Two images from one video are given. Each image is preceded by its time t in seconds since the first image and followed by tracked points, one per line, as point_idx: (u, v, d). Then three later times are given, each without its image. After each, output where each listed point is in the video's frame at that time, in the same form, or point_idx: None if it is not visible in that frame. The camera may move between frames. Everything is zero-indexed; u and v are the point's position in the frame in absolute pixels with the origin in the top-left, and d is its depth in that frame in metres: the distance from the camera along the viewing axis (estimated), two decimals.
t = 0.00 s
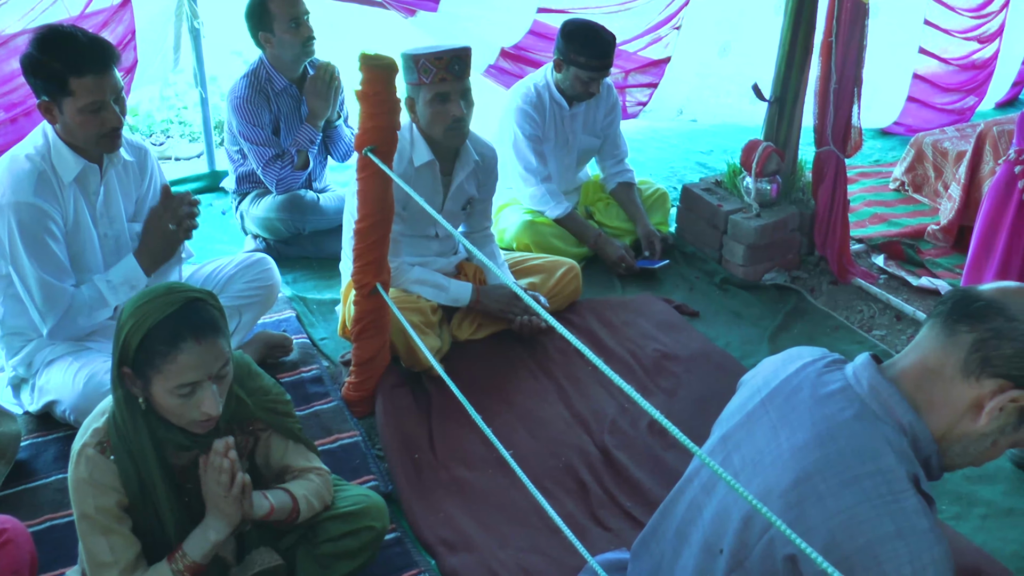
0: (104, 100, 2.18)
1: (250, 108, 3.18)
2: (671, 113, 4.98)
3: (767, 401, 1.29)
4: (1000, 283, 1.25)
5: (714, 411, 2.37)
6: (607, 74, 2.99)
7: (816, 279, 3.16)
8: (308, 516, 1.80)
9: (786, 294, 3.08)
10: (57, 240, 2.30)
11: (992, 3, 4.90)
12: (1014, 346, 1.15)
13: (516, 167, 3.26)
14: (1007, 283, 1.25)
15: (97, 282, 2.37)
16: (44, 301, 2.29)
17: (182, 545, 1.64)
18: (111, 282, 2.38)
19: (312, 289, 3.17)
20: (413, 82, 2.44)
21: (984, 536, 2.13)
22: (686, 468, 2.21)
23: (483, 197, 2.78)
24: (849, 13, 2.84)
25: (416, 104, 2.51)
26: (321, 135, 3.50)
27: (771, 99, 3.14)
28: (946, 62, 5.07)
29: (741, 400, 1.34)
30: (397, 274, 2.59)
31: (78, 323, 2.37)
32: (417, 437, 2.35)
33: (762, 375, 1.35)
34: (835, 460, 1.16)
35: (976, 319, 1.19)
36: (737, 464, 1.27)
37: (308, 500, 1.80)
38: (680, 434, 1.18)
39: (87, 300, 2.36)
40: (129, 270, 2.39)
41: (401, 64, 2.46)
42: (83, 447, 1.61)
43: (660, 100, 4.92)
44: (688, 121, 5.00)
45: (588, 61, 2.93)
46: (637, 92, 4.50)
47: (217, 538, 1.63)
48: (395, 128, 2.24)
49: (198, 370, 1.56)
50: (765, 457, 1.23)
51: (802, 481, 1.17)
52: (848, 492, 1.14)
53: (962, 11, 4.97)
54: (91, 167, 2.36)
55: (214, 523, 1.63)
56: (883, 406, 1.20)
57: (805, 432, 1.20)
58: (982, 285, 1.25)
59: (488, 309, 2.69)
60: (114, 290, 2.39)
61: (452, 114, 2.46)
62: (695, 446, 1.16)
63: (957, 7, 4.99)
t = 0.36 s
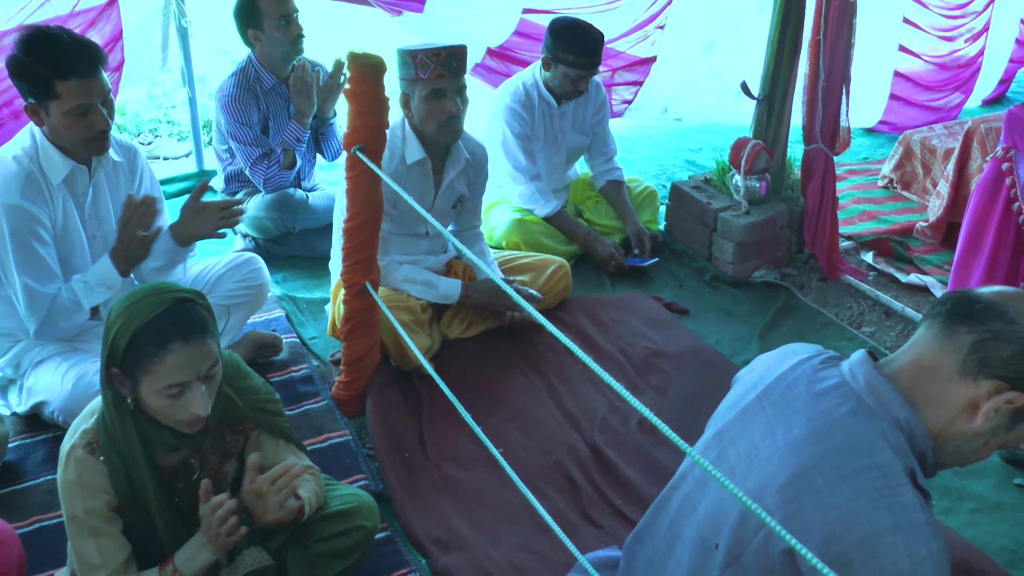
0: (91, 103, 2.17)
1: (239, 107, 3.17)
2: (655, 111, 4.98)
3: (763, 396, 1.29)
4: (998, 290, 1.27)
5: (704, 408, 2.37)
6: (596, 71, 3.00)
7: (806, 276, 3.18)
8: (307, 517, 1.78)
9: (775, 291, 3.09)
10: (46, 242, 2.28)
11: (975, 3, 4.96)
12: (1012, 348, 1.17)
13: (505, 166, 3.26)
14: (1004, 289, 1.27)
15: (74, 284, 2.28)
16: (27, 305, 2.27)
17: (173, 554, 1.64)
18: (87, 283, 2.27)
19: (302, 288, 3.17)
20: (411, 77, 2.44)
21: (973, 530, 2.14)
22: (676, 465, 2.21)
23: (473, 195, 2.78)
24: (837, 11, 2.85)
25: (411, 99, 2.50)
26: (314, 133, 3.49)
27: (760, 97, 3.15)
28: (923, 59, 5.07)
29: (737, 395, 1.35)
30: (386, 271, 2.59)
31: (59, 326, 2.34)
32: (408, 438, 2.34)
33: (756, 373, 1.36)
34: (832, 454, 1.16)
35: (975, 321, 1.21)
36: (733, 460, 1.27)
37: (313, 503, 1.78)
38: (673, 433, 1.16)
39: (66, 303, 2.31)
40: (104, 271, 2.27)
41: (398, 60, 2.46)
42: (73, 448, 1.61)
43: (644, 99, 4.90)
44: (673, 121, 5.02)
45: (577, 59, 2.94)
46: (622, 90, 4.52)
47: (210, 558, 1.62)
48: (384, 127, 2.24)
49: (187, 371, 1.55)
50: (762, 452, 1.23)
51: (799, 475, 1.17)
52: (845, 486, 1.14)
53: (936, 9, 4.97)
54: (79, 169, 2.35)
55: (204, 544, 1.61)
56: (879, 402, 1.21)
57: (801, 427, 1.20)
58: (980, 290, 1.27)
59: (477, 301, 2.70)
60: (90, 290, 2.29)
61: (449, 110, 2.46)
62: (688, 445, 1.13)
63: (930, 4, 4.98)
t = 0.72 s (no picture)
0: (87, 99, 2.16)
1: (233, 106, 3.17)
2: (647, 110, 4.98)
3: (767, 394, 1.29)
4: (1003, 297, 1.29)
5: (698, 408, 2.38)
6: (590, 71, 3.00)
7: (799, 275, 3.19)
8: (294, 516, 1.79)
9: (769, 290, 3.10)
10: (39, 243, 2.28)
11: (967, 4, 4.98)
12: (1018, 354, 1.18)
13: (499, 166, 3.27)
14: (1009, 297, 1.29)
15: (80, 286, 2.35)
16: (26, 304, 2.28)
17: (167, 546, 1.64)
18: (94, 285, 2.37)
19: (296, 287, 3.17)
20: (413, 74, 2.43)
21: (966, 529, 2.15)
22: (670, 464, 2.22)
23: (467, 194, 2.79)
24: (830, 11, 2.86)
25: (411, 96, 2.49)
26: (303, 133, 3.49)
27: (754, 96, 3.15)
28: (912, 60, 5.09)
29: (740, 394, 1.34)
30: (381, 271, 2.57)
31: (60, 326, 2.36)
32: (403, 437, 2.34)
33: (758, 373, 1.36)
34: (836, 451, 1.16)
35: (981, 328, 1.22)
36: (736, 457, 1.26)
37: (294, 499, 1.79)
38: (668, 434, 1.17)
39: (69, 302, 2.35)
40: (114, 274, 2.38)
41: (398, 57, 2.45)
42: (68, 448, 1.60)
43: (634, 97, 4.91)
44: (665, 120, 5.01)
45: (570, 59, 2.94)
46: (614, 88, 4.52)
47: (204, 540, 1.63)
48: (379, 127, 2.24)
49: (186, 373, 1.55)
50: (765, 449, 1.23)
51: (802, 472, 1.17)
52: (850, 483, 1.14)
53: (922, 11, 4.95)
54: (73, 169, 2.35)
55: (199, 523, 1.63)
56: (884, 403, 1.22)
57: (806, 424, 1.21)
58: (985, 297, 1.29)
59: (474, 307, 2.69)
60: (97, 293, 2.38)
61: (451, 108, 2.46)
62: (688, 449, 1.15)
63: (917, 5, 4.96)
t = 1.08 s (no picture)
0: (85, 78, 2.18)
1: (228, 105, 3.16)
2: (640, 110, 4.97)
3: (775, 392, 1.29)
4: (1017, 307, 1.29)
5: (695, 406, 2.38)
6: (585, 70, 3.01)
7: (796, 274, 3.19)
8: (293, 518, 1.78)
9: (765, 289, 3.11)
10: (32, 240, 2.25)
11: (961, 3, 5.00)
12: None
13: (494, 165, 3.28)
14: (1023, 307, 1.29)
15: (69, 282, 2.25)
16: (17, 301, 2.25)
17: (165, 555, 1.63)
18: (83, 281, 2.24)
19: (292, 287, 3.16)
20: (401, 75, 2.42)
21: (963, 527, 2.15)
22: (667, 463, 2.22)
23: (462, 194, 2.79)
24: (826, 10, 2.86)
25: (401, 97, 2.48)
26: (303, 130, 3.49)
27: (749, 95, 3.15)
28: (906, 58, 5.09)
29: (748, 393, 1.34)
30: (377, 270, 2.59)
31: (51, 326, 2.31)
32: (399, 436, 2.34)
33: (767, 370, 1.35)
34: (845, 450, 1.16)
35: (994, 335, 1.22)
36: (744, 454, 1.26)
37: (299, 502, 1.76)
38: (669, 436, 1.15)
39: (58, 301, 2.27)
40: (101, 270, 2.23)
41: (387, 58, 2.44)
42: (62, 449, 1.60)
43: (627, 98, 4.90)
44: (658, 121, 5.01)
45: (565, 58, 2.94)
46: (606, 87, 4.55)
47: (203, 555, 1.62)
48: (374, 126, 2.24)
49: (178, 370, 1.54)
50: (773, 445, 1.22)
51: (811, 469, 1.17)
52: (860, 482, 1.14)
53: (914, 10, 4.96)
54: (67, 165, 2.34)
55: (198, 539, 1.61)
56: (893, 404, 1.22)
57: (815, 422, 1.20)
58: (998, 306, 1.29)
59: (467, 305, 2.69)
60: (86, 290, 2.26)
61: (441, 108, 2.46)
62: (685, 450, 1.13)
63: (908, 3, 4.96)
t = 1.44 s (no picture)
0: (75, 78, 2.17)
1: (225, 104, 3.16)
2: (635, 109, 4.97)
3: (784, 391, 1.28)
4: None
5: (692, 405, 2.38)
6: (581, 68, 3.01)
7: (793, 274, 3.19)
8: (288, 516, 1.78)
9: (762, 288, 3.11)
10: (28, 235, 2.26)
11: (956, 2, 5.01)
12: None
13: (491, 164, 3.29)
14: None
15: (72, 283, 2.34)
16: (15, 298, 2.26)
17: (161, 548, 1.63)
18: (85, 283, 2.35)
19: (289, 286, 3.16)
20: (400, 73, 2.43)
21: (960, 526, 2.15)
22: (664, 461, 2.22)
23: (459, 193, 2.79)
24: (823, 10, 2.87)
25: (400, 96, 2.48)
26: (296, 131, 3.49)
27: (746, 95, 3.15)
28: (900, 57, 5.10)
29: (756, 390, 1.33)
30: (375, 270, 2.59)
31: (51, 321, 2.34)
32: (395, 434, 2.35)
33: (777, 366, 1.35)
34: (854, 450, 1.16)
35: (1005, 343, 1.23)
36: (753, 452, 1.26)
37: (288, 499, 1.78)
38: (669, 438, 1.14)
39: (60, 300, 2.33)
40: (105, 272, 2.37)
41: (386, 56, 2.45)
42: (58, 448, 1.60)
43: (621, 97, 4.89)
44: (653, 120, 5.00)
45: (561, 55, 2.94)
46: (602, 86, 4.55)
47: (198, 543, 1.62)
48: (372, 125, 2.23)
49: (176, 372, 1.54)
50: (783, 442, 1.22)
51: (820, 467, 1.17)
52: (868, 481, 1.14)
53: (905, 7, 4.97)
54: (63, 160, 2.34)
55: (194, 528, 1.62)
56: (902, 405, 1.23)
57: (825, 420, 1.20)
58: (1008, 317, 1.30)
59: (466, 305, 2.71)
60: (88, 291, 2.36)
61: (437, 108, 2.46)
62: (688, 454, 1.13)
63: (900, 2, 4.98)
